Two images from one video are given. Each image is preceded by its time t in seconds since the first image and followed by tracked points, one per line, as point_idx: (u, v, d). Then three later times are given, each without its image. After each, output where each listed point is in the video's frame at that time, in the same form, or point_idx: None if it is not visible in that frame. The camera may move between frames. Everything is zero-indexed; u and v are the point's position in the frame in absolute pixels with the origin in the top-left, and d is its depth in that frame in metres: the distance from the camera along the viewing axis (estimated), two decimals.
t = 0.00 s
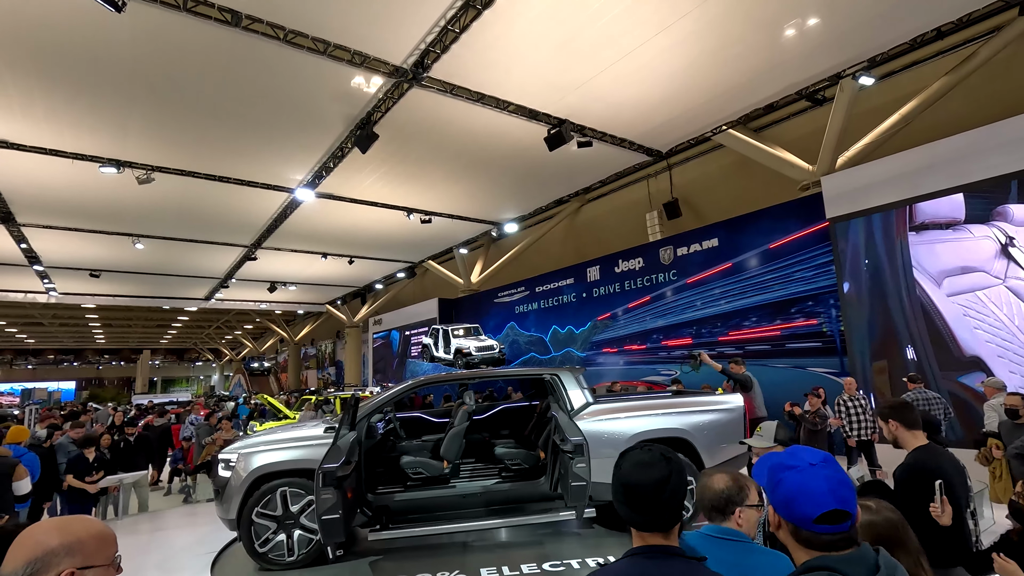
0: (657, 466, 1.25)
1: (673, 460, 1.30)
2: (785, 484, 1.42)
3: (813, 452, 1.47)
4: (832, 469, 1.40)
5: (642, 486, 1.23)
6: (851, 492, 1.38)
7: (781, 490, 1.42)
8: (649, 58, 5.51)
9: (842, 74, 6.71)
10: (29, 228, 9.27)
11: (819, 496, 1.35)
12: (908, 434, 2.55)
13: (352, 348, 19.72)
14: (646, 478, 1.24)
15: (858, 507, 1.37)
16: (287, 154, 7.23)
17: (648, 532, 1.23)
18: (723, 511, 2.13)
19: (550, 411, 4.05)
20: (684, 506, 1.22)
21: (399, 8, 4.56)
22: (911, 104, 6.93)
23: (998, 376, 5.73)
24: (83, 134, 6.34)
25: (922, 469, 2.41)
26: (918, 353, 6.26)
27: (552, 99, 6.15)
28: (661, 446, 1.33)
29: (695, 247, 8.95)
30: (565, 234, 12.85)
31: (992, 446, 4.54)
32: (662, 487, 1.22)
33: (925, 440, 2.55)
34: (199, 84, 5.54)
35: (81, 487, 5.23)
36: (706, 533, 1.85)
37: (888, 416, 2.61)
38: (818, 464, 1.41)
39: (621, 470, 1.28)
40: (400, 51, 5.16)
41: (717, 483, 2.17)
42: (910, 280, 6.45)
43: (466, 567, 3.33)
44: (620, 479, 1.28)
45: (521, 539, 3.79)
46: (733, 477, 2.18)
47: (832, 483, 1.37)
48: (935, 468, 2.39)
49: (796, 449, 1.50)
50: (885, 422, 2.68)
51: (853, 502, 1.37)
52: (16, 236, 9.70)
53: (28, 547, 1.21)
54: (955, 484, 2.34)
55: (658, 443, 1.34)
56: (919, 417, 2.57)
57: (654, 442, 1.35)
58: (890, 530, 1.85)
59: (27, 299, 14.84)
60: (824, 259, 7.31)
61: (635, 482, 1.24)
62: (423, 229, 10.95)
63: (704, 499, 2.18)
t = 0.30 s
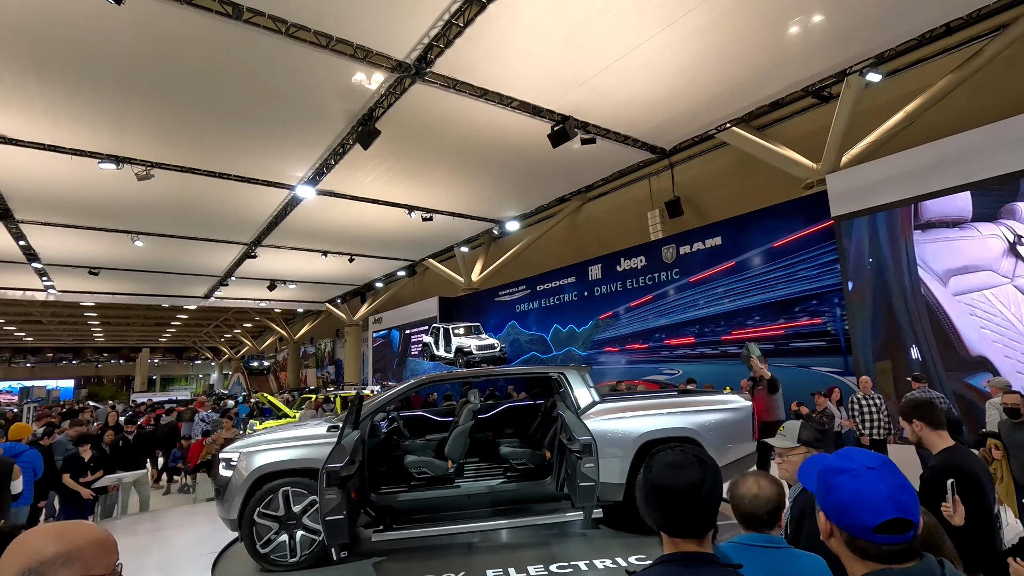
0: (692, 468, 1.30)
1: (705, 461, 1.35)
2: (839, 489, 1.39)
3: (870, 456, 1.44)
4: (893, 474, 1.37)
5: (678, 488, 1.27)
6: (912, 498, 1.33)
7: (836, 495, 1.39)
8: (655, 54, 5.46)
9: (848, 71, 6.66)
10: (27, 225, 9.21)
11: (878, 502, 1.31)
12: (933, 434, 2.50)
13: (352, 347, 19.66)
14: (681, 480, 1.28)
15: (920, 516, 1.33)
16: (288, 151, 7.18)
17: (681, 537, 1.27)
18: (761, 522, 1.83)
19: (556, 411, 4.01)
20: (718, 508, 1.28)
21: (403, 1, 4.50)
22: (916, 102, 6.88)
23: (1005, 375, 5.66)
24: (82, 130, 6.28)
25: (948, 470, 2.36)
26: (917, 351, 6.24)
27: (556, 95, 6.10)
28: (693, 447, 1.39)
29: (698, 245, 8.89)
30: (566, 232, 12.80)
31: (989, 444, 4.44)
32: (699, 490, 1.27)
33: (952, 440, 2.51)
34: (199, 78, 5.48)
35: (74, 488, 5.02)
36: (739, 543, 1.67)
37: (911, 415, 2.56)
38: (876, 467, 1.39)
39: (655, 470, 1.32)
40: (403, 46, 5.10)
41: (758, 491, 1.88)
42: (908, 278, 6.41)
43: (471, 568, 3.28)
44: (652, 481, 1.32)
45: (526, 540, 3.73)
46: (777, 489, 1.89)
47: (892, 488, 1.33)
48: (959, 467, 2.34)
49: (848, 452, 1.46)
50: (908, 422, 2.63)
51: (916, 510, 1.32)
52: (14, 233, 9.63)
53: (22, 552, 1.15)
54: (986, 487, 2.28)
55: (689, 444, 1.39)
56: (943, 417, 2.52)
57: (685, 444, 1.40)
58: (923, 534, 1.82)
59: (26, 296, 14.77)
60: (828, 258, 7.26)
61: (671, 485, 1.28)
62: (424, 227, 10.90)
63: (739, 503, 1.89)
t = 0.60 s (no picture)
0: (723, 478, 1.35)
1: (737, 471, 1.40)
2: (901, 504, 1.33)
3: (937, 471, 1.39)
4: (962, 490, 1.31)
5: (711, 498, 1.32)
6: (981, 516, 1.27)
7: (899, 510, 1.32)
8: (660, 51, 5.40)
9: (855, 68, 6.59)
10: (26, 224, 9.16)
11: (948, 518, 1.24)
12: (959, 437, 2.46)
13: (352, 346, 19.63)
14: (714, 489, 1.33)
15: (991, 537, 1.26)
16: (289, 149, 7.13)
17: (713, 547, 1.32)
18: (809, 538, 1.51)
19: (563, 411, 3.96)
20: (750, 518, 1.33)
21: None
22: (921, 99, 6.82)
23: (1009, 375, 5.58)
24: (82, 128, 6.23)
25: (974, 473, 2.31)
26: (926, 352, 6.13)
27: (559, 92, 6.04)
28: (724, 456, 1.45)
29: (702, 244, 8.83)
30: (567, 231, 12.76)
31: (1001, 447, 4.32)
32: (731, 499, 1.32)
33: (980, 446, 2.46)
34: (200, 75, 5.42)
35: (71, 489, 4.83)
36: (778, 557, 1.48)
37: (936, 417, 2.54)
38: (944, 483, 1.33)
39: (687, 479, 1.37)
40: (407, 42, 5.05)
41: (805, 502, 1.55)
42: (915, 278, 6.31)
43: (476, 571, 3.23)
44: (682, 490, 1.37)
45: (532, 542, 3.69)
46: (823, 503, 1.57)
47: (963, 506, 1.26)
48: (984, 469, 2.30)
49: (912, 464, 1.42)
50: (932, 425, 2.61)
51: (988, 530, 1.26)
52: (14, 232, 9.59)
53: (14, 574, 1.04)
54: (1016, 489, 2.21)
55: (721, 453, 1.45)
56: (971, 421, 2.49)
57: (716, 453, 1.46)
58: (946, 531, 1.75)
59: (25, 295, 14.73)
60: (833, 257, 7.21)
61: (703, 493, 1.33)
62: (426, 226, 10.85)
63: (782, 512, 1.55)
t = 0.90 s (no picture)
0: (749, 476, 1.32)
1: (762, 469, 1.36)
2: (962, 506, 1.13)
3: (1005, 472, 1.17)
4: None
5: (735, 498, 1.29)
6: None
7: (957, 514, 1.13)
8: (666, 47, 5.37)
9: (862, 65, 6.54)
10: (28, 222, 9.13)
11: (1017, 526, 1.04)
12: (981, 436, 2.43)
13: (354, 344, 19.61)
14: (738, 488, 1.30)
15: None
16: (292, 147, 7.10)
17: (739, 548, 1.29)
18: (842, 537, 1.53)
19: (570, 409, 3.94)
20: (777, 518, 1.29)
21: None
22: (928, 96, 6.77)
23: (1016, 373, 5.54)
24: (85, 125, 6.20)
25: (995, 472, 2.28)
26: (930, 350, 6.10)
27: (564, 89, 6.00)
28: (750, 453, 1.42)
29: (706, 242, 8.78)
30: (570, 230, 12.72)
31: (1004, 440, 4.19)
32: (757, 499, 1.29)
33: (1001, 446, 2.43)
34: (203, 71, 5.39)
35: (72, 488, 4.71)
36: (816, 556, 1.44)
37: (958, 416, 2.50)
38: (1014, 485, 1.12)
39: (711, 477, 1.35)
40: (411, 38, 5.01)
41: (838, 502, 1.56)
42: (919, 276, 6.26)
43: (484, 570, 3.21)
44: (704, 489, 1.35)
45: (540, 542, 3.66)
46: (855, 503, 1.58)
47: None
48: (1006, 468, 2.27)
49: (978, 464, 1.20)
50: (953, 424, 2.57)
51: None
52: (17, 230, 9.57)
53: None
54: None
55: (746, 450, 1.42)
56: (994, 421, 2.45)
57: (742, 449, 1.43)
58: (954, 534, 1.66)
59: (28, 294, 14.73)
60: (838, 255, 7.18)
61: (727, 493, 1.30)
62: (429, 224, 10.83)
63: (816, 512, 1.56)
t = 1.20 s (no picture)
0: (764, 475, 1.31)
1: (778, 468, 1.35)
2: None
3: None
4: None
5: (750, 497, 1.28)
6: None
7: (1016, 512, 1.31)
8: (674, 45, 5.34)
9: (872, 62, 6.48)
10: (35, 221, 9.14)
11: None
12: (1005, 436, 2.41)
13: (358, 343, 19.62)
14: (753, 488, 1.29)
15: None
16: (298, 145, 7.09)
17: (754, 548, 1.28)
18: (871, 539, 1.54)
19: (581, 409, 3.93)
20: (794, 518, 1.28)
21: None
22: (937, 94, 6.73)
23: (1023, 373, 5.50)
24: (92, 123, 6.20)
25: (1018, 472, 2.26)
26: (936, 350, 6.07)
27: (572, 86, 5.98)
28: (766, 451, 1.40)
29: (712, 241, 8.73)
30: (574, 229, 12.70)
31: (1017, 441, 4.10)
32: (772, 499, 1.28)
33: None
34: (211, 69, 5.38)
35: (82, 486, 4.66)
36: (844, 565, 1.40)
37: (982, 414, 2.47)
38: None
39: (725, 477, 1.34)
40: (419, 35, 4.99)
41: (868, 504, 1.56)
42: (925, 275, 6.24)
43: (495, 570, 3.20)
44: (719, 488, 1.33)
45: (549, 542, 3.65)
46: (882, 503, 1.58)
47: None
48: None
49: None
50: (978, 421, 2.54)
51: None
52: (23, 229, 9.59)
53: None
54: None
55: (762, 448, 1.41)
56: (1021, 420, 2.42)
57: (757, 447, 1.41)
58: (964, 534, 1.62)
59: (34, 292, 14.76)
60: (846, 254, 7.15)
61: (741, 493, 1.29)
62: (434, 223, 10.82)
63: (843, 514, 1.57)
